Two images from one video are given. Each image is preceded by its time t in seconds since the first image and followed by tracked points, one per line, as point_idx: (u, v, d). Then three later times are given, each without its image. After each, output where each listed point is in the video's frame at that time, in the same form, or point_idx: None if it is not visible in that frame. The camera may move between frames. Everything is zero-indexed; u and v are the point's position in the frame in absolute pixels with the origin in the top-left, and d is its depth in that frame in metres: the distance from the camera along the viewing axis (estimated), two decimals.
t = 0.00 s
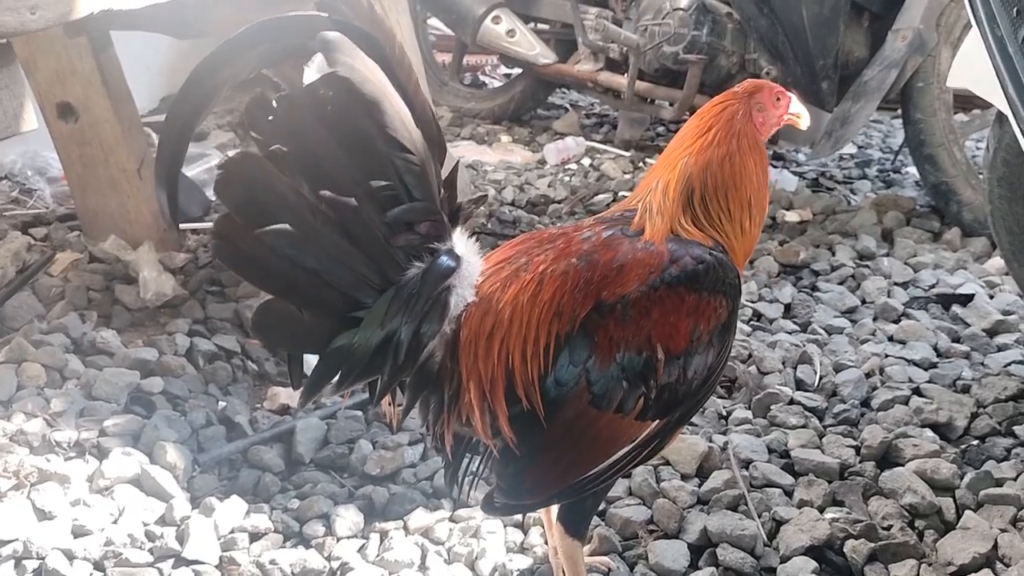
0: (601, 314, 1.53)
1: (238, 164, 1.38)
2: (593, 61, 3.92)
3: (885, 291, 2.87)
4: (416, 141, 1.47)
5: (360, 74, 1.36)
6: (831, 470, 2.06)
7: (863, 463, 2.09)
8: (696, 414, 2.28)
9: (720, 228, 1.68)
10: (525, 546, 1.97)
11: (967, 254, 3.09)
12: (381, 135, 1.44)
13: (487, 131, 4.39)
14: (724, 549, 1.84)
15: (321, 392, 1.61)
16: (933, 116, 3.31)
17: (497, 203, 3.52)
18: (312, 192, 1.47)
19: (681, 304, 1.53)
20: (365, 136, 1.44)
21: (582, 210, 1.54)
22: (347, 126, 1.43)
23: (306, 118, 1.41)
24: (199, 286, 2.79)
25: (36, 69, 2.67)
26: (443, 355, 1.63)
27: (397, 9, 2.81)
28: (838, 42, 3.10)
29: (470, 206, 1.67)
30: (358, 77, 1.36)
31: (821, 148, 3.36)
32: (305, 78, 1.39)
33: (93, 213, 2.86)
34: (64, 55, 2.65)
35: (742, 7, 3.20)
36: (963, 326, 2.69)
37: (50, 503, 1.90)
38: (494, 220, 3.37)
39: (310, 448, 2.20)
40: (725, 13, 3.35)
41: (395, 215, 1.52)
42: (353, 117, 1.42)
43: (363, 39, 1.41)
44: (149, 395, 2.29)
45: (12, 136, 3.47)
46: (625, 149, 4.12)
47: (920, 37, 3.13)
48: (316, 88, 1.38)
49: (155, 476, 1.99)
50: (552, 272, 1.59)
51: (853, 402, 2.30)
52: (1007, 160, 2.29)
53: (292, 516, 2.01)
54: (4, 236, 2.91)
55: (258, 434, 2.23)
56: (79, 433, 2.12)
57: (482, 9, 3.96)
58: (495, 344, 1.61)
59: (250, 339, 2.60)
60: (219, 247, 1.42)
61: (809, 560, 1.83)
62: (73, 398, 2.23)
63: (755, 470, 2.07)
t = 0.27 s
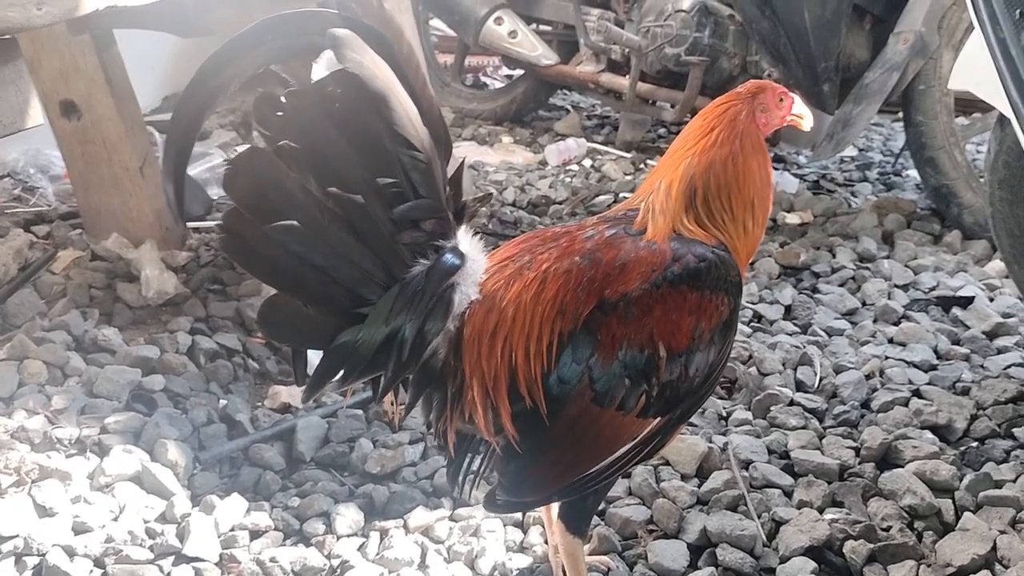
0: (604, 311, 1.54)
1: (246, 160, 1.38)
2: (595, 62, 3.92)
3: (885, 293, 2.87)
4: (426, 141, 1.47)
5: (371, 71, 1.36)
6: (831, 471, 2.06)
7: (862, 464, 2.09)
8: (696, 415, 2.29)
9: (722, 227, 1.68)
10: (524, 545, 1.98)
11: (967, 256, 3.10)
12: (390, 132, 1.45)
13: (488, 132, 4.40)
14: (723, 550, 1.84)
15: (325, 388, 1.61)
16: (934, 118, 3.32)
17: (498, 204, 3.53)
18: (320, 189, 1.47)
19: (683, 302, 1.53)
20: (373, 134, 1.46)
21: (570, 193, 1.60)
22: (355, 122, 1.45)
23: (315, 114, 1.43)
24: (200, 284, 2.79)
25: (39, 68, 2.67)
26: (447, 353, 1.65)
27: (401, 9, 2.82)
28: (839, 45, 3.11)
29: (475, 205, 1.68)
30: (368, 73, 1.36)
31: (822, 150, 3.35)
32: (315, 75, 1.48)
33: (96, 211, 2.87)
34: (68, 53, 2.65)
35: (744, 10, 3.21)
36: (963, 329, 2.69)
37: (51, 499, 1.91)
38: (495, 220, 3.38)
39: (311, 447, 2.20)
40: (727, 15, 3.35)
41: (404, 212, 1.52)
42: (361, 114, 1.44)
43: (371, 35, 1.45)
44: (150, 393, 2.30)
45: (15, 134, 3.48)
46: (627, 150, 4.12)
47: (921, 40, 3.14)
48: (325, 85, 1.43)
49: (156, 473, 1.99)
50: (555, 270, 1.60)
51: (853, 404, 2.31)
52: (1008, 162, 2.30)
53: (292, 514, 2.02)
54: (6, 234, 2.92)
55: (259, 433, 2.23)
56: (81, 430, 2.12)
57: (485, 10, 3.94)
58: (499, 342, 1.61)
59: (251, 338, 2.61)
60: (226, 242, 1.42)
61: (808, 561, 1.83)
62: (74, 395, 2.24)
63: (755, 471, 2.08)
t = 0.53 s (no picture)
0: (608, 309, 1.54)
1: (252, 156, 1.38)
2: (599, 62, 3.92)
3: (888, 294, 2.87)
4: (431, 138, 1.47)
5: (377, 68, 1.35)
6: (832, 472, 2.06)
7: (864, 465, 2.09)
8: (698, 415, 2.29)
9: (726, 225, 1.68)
10: (525, 543, 1.97)
11: (970, 258, 3.09)
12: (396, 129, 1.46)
13: (491, 131, 4.40)
14: (725, 549, 1.84)
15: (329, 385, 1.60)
16: (938, 120, 3.31)
17: (501, 203, 3.52)
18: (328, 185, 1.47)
19: (687, 300, 1.53)
20: (379, 131, 1.46)
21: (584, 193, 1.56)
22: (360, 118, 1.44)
23: (322, 110, 1.42)
24: (203, 281, 2.79)
25: (43, 64, 2.68)
26: (450, 350, 1.64)
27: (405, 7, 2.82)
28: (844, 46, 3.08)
29: (479, 202, 1.68)
30: (375, 70, 1.35)
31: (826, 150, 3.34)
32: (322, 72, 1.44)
33: (99, 207, 2.87)
34: (72, 49, 2.65)
35: (749, 10, 3.21)
36: (966, 330, 2.69)
37: (52, 495, 1.90)
38: (498, 219, 3.38)
39: (312, 444, 2.20)
40: (731, 15, 3.35)
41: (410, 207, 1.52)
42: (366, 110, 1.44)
43: (377, 31, 1.44)
44: (152, 389, 2.30)
45: (19, 130, 3.48)
46: (630, 150, 4.12)
47: (925, 41, 3.13)
48: (331, 80, 1.41)
49: (157, 469, 1.99)
50: (558, 268, 1.60)
51: (855, 405, 2.30)
52: (1012, 164, 2.30)
53: (294, 511, 2.01)
54: (9, 229, 2.92)
55: (260, 429, 2.23)
56: (83, 426, 2.12)
57: (488, 9, 3.95)
58: (502, 339, 1.61)
59: (253, 335, 2.61)
60: (232, 238, 1.42)
61: (810, 561, 1.83)
62: (76, 391, 2.24)
63: (757, 471, 2.07)
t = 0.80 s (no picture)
0: (613, 308, 1.54)
1: (259, 151, 1.38)
2: (604, 62, 3.92)
3: (892, 297, 2.87)
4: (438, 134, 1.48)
5: (385, 65, 1.35)
6: (835, 473, 2.06)
7: (867, 467, 2.09)
8: (700, 415, 2.29)
9: (732, 226, 1.68)
10: (527, 542, 1.98)
11: (974, 262, 3.09)
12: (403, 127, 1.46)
13: (496, 130, 4.40)
14: (726, 550, 1.84)
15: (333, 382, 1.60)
16: (943, 123, 3.31)
17: (505, 202, 3.53)
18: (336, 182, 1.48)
19: (692, 299, 1.53)
20: (387, 128, 1.46)
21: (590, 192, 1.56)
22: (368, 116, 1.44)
23: (330, 106, 1.42)
24: (207, 278, 2.80)
25: (50, 59, 2.68)
26: (455, 347, 1.64)
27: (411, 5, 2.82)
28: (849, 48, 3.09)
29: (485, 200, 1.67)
30: (384, 67, 1.36)
31: (830, 152, 3.34)
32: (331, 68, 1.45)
33: (104, 202, 2.88)
34: (79, 45, 2.66)
35: (754, 11, 3.21)
36: (969, 333, 2.69)
37: (56, 489, 1.91)
38: (502, 218, 3.38)
39: (315, 441, 2.21)
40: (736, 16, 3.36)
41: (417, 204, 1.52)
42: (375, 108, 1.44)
43: (386, 28, 1.45)
44: (156, 385, 2.30)
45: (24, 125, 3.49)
46: (634, 150, 4.12)
47: (931, 44, 3.13)
48: (340, 77, 1.41)
49: (160, 465, 2.00)
50: (564, 267, 1.60)
51: (858, 407, 2.31)
52: (1017, 167, 2.30)
53: (296, 508, 2.02)
54: (14, 224, 2.93)
55: (263, 426, 2.23)
56: (86, 420, 2.13)
57: (494, 8, 3.96)
58: (507, 338, 1.61)
59: (257, 332, 2.62)
60: (239, 234, 1.43)
61: (811, 562, 1.83)
62: (80, 386, 2.25)
63: (759, 472, 2.07)
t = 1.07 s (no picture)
0: (618, 307, 1.54)
1: (267, 150, 1.37)
2: (609, 62, 3.92)
3: (896, 298, 2.86)
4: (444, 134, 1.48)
5: (393, 65, 1.36)
6: (839, 474, 2.06)
7: (871, 468, 2.09)
8: (704, 415, 2.29)
9: (738, 225, 1.68)
10: (530, 541, 1.98)
11: (979, 263, 3.09)
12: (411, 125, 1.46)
13: (500, 129, 4.40)
14: (730, 550, 1.84)
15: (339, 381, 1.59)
16: (948, 124, 3.30)
17: (509, 201, 3.53)
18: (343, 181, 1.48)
19: (697, 298, 1.53)
20: (393, 128, 1.46)
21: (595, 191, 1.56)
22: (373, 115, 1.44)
23: (338, 105, 1.42)
24: (211, 276, 2.80)
25: (56, 56, 2.69)
26: (461, 346, 1.66)
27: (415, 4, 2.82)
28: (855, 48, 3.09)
29: (491, 200, 1.68)
30: (392, 66, 1.36)
31: (835, 153, 3.32)
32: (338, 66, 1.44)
33: (108, 200, 2.88)
34: (85, 43, 2.66)
35: (759, 11, 3.21)
36: (974, 334, 2.68)
37: (60, 486, 1.91)
38: (506, 218, 3.38)
39: (318, 440, 2.21)
40: (741, 16, 3.36)
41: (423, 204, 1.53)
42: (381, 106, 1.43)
43: (394, 28, 1.46)
44: (160, 382, 2.30)
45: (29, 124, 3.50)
46: (638, 150, 4.12)
47: (937, 44, 3.13)
48: (347, 76, 1.41)
49: (164, 462, 2.00)
50: (569, 266, 1.60)
51: (862, 407, 2.30)
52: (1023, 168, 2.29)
53: (299, 506, 2.02)
54: (19, 222, 2.93)
55: (267, 424, 2.24)
56: (91, 418, 2.13)
57: (499, 7, 3.96)
58: (512, 337, 1.62)
59: (261, 330, 2.62)
60: (246, 233, 1.42)
61: (815, 562, 1.83)
62: (84, 384, 2.25)
63: (763, 472, 2.07)
